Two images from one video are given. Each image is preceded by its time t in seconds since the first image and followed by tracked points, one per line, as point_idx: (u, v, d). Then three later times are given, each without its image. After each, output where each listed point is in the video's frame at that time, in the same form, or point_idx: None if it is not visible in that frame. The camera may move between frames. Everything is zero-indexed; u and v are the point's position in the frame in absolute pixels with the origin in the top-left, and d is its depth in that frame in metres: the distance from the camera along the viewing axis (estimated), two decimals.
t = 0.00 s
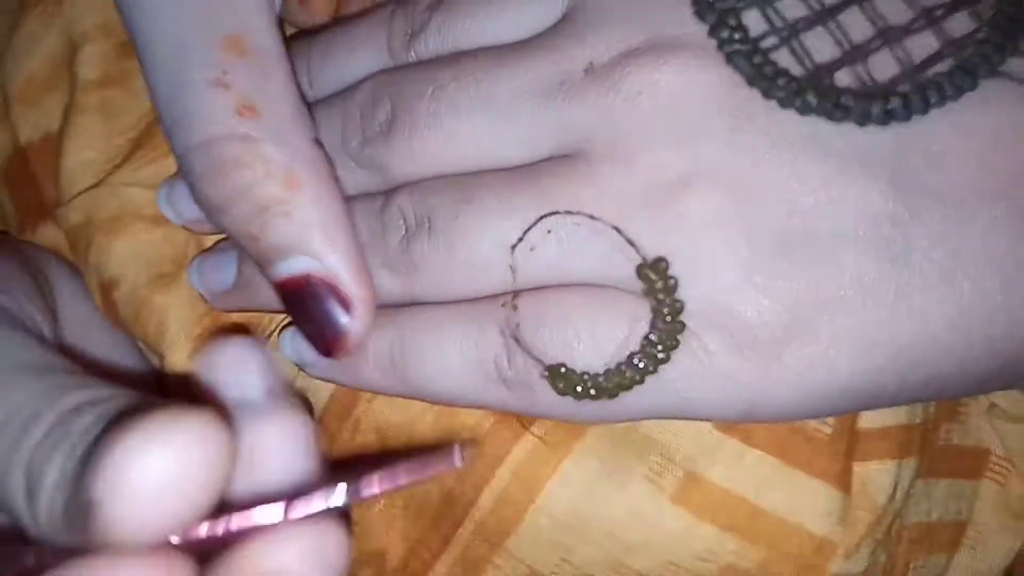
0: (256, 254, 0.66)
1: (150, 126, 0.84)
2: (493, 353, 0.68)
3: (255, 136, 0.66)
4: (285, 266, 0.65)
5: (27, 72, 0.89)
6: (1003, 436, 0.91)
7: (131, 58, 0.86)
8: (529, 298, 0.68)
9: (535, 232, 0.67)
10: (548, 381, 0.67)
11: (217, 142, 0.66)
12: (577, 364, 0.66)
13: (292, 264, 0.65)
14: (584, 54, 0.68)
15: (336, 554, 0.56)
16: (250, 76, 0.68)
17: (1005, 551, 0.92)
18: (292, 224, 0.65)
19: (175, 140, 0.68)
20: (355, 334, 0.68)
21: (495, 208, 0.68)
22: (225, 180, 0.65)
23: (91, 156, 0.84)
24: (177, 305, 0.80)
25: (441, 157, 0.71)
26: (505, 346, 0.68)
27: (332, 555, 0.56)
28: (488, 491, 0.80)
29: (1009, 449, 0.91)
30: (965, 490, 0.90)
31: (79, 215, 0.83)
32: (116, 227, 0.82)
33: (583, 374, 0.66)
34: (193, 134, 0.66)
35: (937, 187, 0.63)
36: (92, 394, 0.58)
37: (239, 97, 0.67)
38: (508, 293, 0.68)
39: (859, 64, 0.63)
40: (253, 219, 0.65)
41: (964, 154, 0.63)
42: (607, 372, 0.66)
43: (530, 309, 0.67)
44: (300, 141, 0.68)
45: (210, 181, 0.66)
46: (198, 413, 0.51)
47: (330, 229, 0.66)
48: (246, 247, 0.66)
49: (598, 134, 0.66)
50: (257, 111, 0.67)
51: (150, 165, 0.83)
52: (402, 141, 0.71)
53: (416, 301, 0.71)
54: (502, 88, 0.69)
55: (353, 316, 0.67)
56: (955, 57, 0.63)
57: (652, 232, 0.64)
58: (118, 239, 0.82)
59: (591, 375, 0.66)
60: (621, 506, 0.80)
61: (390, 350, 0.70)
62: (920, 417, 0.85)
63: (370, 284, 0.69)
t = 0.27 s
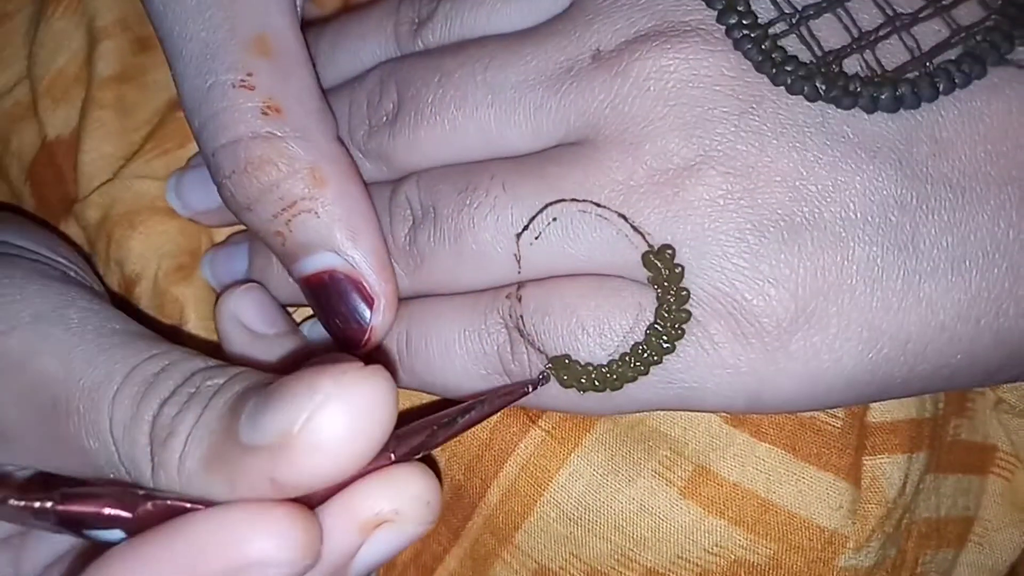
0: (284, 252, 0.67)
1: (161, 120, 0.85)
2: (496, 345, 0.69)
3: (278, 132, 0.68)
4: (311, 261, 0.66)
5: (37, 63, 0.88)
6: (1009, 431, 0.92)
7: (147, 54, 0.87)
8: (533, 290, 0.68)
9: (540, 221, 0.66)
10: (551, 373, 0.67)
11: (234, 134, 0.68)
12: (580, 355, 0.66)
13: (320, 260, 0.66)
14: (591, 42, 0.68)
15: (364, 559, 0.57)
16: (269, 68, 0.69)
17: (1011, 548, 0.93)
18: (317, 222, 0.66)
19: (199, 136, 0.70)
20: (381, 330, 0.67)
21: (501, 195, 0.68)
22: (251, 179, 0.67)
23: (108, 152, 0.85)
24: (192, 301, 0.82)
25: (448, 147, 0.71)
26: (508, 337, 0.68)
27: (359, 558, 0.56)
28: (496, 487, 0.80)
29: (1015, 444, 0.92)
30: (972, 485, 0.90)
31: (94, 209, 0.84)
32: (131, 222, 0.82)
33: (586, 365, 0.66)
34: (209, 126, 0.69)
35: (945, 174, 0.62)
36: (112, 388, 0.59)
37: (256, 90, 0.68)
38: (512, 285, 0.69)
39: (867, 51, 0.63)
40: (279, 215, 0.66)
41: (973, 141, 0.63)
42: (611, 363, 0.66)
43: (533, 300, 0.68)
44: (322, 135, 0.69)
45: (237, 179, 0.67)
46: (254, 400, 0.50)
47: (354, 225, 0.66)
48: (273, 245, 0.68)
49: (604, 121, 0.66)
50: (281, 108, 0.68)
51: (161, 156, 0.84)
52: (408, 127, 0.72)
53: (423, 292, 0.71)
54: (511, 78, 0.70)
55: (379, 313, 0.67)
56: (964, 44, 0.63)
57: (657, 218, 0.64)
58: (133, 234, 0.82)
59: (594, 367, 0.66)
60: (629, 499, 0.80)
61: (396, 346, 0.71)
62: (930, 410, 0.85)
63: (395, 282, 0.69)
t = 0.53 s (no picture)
0: (302, 248, 0.69)
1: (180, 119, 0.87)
2: (508, 340, 0.70)
3: (300, 131, 0.70)
4: (330, 257, 0.67)
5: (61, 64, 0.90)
6: (1014, 430, 0.93)
7: (168, 56, 0.88)
8: (545, 286, 0.69)
9: (551, 218, 0.68)
10: (560, 367, 0.69)
11: (256, 133, 0.70)
12: (591, 350, 0.68)
13: (338, 258, 0.67)
14: (603, 43, 0.70)
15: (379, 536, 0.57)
16: (291, 68, 0.71)
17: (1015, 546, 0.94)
18: (337, 219, 0.68)
19: (221, 134, 0.72)
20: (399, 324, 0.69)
21: (514, 193, 0.69)
22: (273, 175, 0.69)
23: (129, 151, 0.86)
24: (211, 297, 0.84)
25: (462, 146, 0.73)
26: (519, 332, 0.70)
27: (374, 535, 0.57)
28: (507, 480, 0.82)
29: (1020, 443, 0.93)
30: (977, 484, 0.91)
31: (115, 208, 0.85)
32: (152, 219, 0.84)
33: (597, 360, 0.68)
34: (232, 125, 0.71)
35: (948, 174, 0.64)
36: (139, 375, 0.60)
37: (278, 89, 0.70)
38: (523, 281, 0.70)
39: (873, 54, 0.64)
40: (300, 212, 0.68)
41: (976, 142, 0.64)
42: (620, 358, 0.67)
43: (544, 296, 0.69)
44: (342, 134, 0.71)
45: (260, 177, 0.69)
46: (283, 378, 0.52)
47: (373, 221, 0.68)
48: (291, 241, 0.70)
49: (615, 122, 0.68)
50: (302, 107, 0.70)
51: (180, 155, 0.86)
52: (423, 126, 0.74)
53: (437, 288, 0.73)
54: (523, 78, 0.71)
55: (395, 308, 0.68)
56: (968, 47, 0.64)
57: (667, 215, 0.65)
58: (154, 231, 0.84)
59: (604, 362, 0.68)
60: (638, 493, 0.81)
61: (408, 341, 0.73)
62: (935, 408, 0.86)
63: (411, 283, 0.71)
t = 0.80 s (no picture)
0: (293, 245, 0.68)
1: (172, 118, 0.87)
2: (500, 337, 0.70)
3: (291, 127, 0.69)
4: (321, 255, 0.67)
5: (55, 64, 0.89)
6: (1011, 431, 0.93)
7: (162, 55, 0.88)
8: (537, 284, 0.69)
9: (543, 216, 0.67)
10: (552, 365, 0.69)
11: (248, 129, 0.69)
12: (583, 349, 0.67)
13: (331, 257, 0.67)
14: (596, 40, 0.69)
15: (368, 528, 0.55)
16: (283, 65, 0.70)
17: (1012, 548, 0.93)
18: (329, 216, 0.67)
19: (212, 130, 0.72)
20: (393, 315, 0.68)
21: (506, 190, 0.69)
22: (264, 171, 0.68)
23: (123, 151, 0.86)
24: (205, 296, 0.83)
25: (454, 143, 0.72)
26: (511, 331, 0.70)
27: (363, 527, 0.55)
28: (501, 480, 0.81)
29: (1017, 444, 0.93)
30: (973, 485, 0.91)
31: (108, 207, 0.85)
32: (146, 219, 0.84)
33: (590, 359, 0.68)
34: (223, 121, 0.70)
35: (944, 171, 0.63)
36: (127, 365, 0.60)
37: (269, 85, 0.70)
38: (515, 280, 0.70)
39: (869, 51, 0.64)
40: (291, 208, 0.68)
41: (972, 139, 0.63)
42: (613, 356, 0.67)
43: (536, 295, 0.69)
44: (334, 130, 0.70)
45: (251, 173, 0.69)
46: (276, 362, 0.51)
47: (365, 217, 0.68)
48: (282, 238, 0.69)
49: (608, 119, 0.67)
50: (294, 102, 0.70)
51: (172, 154, 0.86)
52: (415, 123, 0.74)
53: (429, 286, 0.73)
54: (516, 76, 0.71)
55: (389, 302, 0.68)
56: (964, 44, 0.64)
57: (659, 213, 0.65)
58: (147, 230, 0.84)
59: (597, 359, 0.67)
60: (632, 493, 0.81)
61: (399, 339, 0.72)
62: (931, 408, 0.86)
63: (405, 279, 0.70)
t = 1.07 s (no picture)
0: (299, 255, 0.69)
1: (175, 123, 0.87)
2: (501, 345, 0.70)
3: (296, 137, 0.69)
4: (326, 265, 0.68)
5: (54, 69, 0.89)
6: (1013, 435, 0.92)
7: (165, 61, 0.88)
8: (537, 290, 0.69)
9: (544, 220, 0.67)
10: (553, 371, 0.69)
11: (252, 138, 0.69)
12: (584, 356, 0.67)
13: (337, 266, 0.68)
14: (597, 45, 0.69)
15: (342, 525, 0.53)
16: (287, 76, 0.71)
17: (1014, 552, 0.93)
18: (332, 226, 0.67)
19: (217, 139, 0.72)
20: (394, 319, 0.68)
21: (506, 195, 0.69)
22: (268, 182, 0.69)
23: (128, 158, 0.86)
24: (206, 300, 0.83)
25: (455, 147, 0.72)
26: (512, 337, 0.70)
27: (337, 522, 0.53)
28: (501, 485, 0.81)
29: (1018, 448, 0.92)
30: (974, 489, 0.90)
31: (111, 212, 0.85)
32: (149, 223, 0.84)
33: (590, 365, 0.68)
34: (227, 130, 0.70)
35: (944, 176, 0.63)
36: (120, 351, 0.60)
37: (274, 96, 0.70)
38: (516, 286, 0.70)
39: (869, 56, 0.64)
40: (295, 219, 0.68)
41: (972, 144, 0.63)
42: (613, 362, 0.67)
43: (536, 301, 0.69)
44: (337, 139, 0.70)
45: (255, 183, 0.69)
46: (265, 356, 0.50)
47: (369, 226, 0.68)
48: (287, 248, 0.69)
49: (609, 124, 0.67)
50: (298, 113, 0.70)
51: (175, 158, 0.86)
52: (416, 128, 0.74)
53: (430, 292, 0.73)
54: (517, 80, 0.71)
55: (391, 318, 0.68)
56: (964, 49, 0.64)
57: (660, 217, 0.65)
58: (148, 234, 0.84)
59: (597, 367, 0.67)
60: (633, 497, 0.81)
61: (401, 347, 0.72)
62: (932, 412, 0.86)
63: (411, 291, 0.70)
